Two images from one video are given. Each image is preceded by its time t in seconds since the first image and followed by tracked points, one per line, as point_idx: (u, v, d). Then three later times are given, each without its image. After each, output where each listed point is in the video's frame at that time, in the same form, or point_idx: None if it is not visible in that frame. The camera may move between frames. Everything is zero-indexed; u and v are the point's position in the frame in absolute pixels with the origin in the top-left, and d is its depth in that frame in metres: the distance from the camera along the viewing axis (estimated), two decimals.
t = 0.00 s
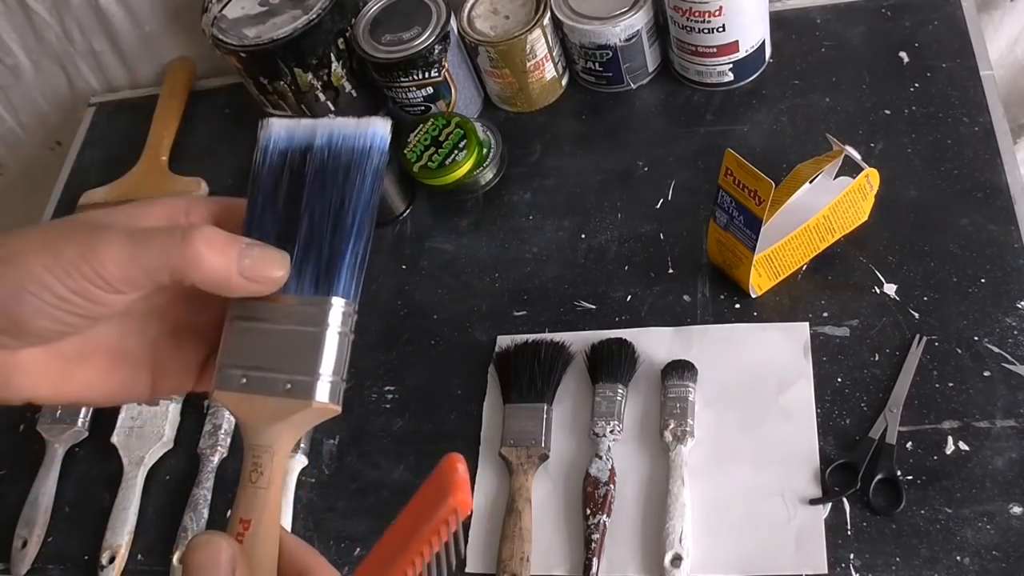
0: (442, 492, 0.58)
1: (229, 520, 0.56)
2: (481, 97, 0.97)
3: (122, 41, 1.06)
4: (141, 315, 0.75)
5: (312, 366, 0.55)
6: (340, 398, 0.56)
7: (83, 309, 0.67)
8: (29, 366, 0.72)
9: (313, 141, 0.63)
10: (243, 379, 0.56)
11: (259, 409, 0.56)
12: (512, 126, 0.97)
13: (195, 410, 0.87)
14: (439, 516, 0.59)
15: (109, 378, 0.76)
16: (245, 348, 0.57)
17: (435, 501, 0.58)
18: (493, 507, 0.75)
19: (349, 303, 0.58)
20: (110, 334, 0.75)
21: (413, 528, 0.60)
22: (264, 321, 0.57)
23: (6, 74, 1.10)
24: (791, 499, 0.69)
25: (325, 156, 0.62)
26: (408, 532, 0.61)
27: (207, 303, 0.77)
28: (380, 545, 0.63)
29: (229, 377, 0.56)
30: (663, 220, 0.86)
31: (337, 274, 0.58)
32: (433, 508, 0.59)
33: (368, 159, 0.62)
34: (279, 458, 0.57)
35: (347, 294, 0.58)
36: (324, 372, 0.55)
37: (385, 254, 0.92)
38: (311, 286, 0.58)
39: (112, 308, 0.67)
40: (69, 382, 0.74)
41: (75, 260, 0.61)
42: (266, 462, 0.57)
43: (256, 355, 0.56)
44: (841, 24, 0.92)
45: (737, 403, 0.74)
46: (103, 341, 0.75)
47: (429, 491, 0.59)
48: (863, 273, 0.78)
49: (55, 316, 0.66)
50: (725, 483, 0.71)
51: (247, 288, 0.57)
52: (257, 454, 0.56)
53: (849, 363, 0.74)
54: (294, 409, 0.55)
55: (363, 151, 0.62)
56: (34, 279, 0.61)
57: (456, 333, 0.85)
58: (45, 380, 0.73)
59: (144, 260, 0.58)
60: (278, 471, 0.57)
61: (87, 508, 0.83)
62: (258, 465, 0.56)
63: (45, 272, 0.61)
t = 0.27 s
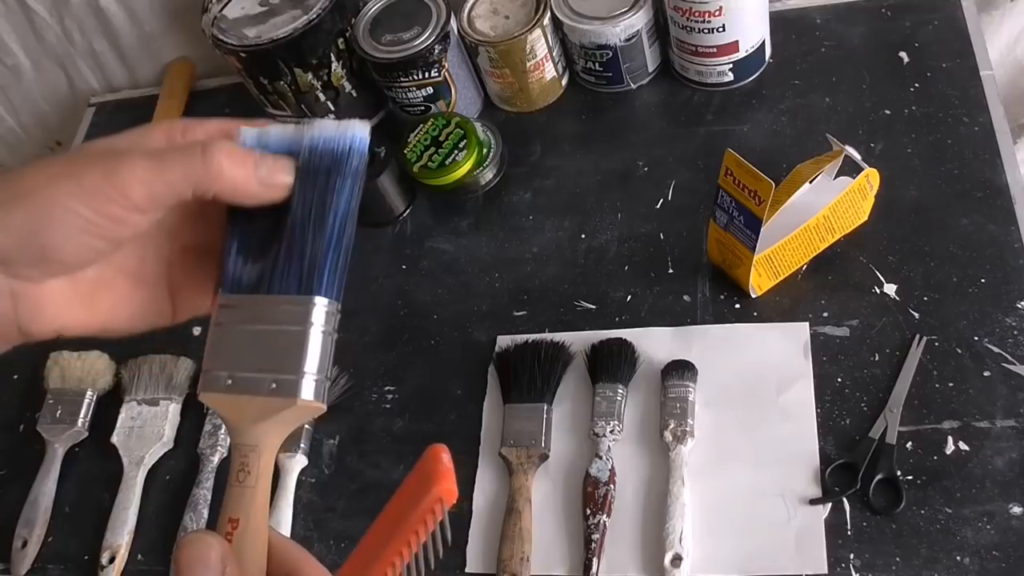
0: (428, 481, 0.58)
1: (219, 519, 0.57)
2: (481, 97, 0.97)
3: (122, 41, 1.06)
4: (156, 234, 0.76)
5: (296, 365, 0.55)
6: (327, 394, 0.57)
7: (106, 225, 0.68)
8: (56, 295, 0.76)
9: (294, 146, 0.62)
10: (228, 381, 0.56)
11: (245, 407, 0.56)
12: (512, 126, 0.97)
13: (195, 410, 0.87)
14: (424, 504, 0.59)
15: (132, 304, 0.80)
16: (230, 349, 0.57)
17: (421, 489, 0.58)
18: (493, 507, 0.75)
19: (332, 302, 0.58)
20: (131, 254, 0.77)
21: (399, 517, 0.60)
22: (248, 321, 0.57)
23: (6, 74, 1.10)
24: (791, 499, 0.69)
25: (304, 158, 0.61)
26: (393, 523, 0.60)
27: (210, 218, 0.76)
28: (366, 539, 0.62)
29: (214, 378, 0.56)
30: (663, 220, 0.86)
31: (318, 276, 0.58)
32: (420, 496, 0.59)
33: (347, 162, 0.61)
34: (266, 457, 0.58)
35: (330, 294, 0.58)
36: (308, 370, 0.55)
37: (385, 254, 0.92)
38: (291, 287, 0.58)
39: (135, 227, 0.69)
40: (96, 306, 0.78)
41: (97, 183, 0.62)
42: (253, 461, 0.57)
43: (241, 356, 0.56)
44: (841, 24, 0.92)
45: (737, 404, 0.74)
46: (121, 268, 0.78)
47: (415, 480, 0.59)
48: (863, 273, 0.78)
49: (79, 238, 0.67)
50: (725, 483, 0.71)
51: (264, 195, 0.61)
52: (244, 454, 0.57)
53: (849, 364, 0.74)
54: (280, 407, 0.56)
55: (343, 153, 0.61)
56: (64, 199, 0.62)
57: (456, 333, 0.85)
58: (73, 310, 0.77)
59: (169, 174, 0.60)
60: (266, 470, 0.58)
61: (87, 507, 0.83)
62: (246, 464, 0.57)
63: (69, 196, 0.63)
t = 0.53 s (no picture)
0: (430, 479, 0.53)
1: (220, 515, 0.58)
2: (481, 97, 0.97)
3: (122, 41, 1.06)
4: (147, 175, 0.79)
5: (297, 361, 0.55)
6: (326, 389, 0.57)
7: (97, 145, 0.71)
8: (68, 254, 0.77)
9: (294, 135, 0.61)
10: (228, 377, 0.56)
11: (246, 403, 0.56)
12: (512, 126, 0.97)
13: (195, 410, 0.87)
14: (425, 504, 0.53)
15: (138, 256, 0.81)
16: (229, 346, 0.57)
17: (422, 489, 0.53)
18: (493, 507, 0.75)
19: (333, 298, 0.58)
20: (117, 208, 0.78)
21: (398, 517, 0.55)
22: (247, 317, 0.57)
23: (6, 74, 1.10)
24: (791, 499, 0.69)
25: (303, 155, 0.60)
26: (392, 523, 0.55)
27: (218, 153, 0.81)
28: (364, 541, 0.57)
29: (213, 374, 0.56)
30: (663, 220, 0.86)
31: (319, 274, 0.57)
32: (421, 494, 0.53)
33: (349, 158, 0.60)
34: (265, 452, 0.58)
35: (331, 291, 0.58)
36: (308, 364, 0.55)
37: (385, 254, 0.92)
38: (293, 284, 0.57)
39: (123, 147, 0.73)
40: (109, 271, 0.80)
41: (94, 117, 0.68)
42: (254, 458, 0.58)
43: (241, 353, 0.57)
44: (841, 24, 0.92)
45: (737, 404, 0.74)
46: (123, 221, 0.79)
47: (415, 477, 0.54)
48: (863, 273, 0.78)
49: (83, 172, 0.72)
50: (725, 483, 0.71)
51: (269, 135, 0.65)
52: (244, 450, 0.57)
53: (849, 364, 0.74)
54: (282, 403, 0.56)
55: (345, 150, 0.60)
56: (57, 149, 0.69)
57: (456, 333, 0.85)
58: (83, 270, 0.78)
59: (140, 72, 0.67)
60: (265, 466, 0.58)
61: (87, 507, 0.83)
62: (247, 460, 0.57)
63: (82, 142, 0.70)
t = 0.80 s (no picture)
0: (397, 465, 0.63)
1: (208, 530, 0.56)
2: (481, 97, 0.97)
3: (122, 41, 1.06)
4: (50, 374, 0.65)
5: (282, 378, 0.57)
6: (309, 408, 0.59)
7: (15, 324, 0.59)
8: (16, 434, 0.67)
9: (280, 181, 0.65)
10: (217, 401, 0.58)
11: (231, 428, 0.58)
12: (512, 126, 0.97)
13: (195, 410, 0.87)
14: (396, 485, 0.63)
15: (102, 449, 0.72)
16: (219, 372, 0.59)
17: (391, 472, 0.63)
18: (493, 507, 0.75)
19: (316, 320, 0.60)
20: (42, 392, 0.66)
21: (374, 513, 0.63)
22: (234, 344, 0.59)
23: (6, 74, 1.10)
24: (791, 499, 0.69)
25: (286, 195, 0.64)
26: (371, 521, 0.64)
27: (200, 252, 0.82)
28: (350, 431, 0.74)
29: (202, 399, 0.58)
30: (663, 220, 0.86)
31: (302, 297, 0.60)
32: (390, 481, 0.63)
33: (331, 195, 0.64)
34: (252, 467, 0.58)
35: (313, 314, 0.60)
36: (292, 380, 0.57)
37: (385, 254, 0.92)
38: (278, 309, 0.60)
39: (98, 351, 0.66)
40: (87, 462, 0.72)
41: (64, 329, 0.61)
42: (242, 474, 0.58)
43: (229, 377, 0.58)
44: (841, 24, 0.92)
45: (736, 404, 0.74)
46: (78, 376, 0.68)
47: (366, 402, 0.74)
48: (863, 273, 0.78)
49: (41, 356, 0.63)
50: (725, 483, 0.71)
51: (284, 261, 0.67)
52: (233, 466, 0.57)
53: (849, 364, 0.74)
54: (268, 420, 0.57)
55: (324, 189, 0.64)
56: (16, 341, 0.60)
57: (456, 333, 0.85)
58: (78, 443, 0.71)
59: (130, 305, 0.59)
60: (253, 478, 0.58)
61: (87, 508, 0.83)
62: (235, 476, 0.57)
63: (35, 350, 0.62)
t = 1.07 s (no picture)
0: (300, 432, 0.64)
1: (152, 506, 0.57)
2: (481, 97, 0.97)
3: (122, 41, 1.06)
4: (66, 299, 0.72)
5: (227, 368, 0.59)
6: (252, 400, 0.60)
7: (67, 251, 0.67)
8: (47, 344, 0.75)
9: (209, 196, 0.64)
10: (165, 387, 0.59)
11: (175, 410, 0.58)
12: (512, 126, 0.97)
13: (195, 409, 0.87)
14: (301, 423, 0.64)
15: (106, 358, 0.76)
16: (169, 358, 0.60)
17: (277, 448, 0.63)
18: (493, 507, 0.75)
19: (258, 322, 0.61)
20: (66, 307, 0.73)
21: (258, 500, 0.60)
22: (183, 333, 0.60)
23: (6, 74, 1.10)
24: (791, 499, 0.69)
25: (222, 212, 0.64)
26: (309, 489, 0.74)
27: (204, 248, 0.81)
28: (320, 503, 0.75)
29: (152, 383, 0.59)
30: (663, 220, 0.86)
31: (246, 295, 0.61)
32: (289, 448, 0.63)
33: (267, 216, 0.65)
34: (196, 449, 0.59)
35: (256, 315, 0.61)
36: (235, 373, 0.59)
37: (385, 254, 0.92)
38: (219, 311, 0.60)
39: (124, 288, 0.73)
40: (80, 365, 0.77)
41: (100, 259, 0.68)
42: (185, 456, 0.59)
43: (179, 364, 0.59)
44: (841, 24, 0.92)
45: (736, 404, 0.74)
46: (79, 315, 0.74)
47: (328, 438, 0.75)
48: (863, 273, 0.78)
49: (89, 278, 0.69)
50: (725, 483, 0.71)
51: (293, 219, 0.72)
52: (178, 448, 0.58)
53: (849, 364, 0.74)
54: (211, 408, 0.58)
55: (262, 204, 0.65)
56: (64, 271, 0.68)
57: (456, 333, 0.85)
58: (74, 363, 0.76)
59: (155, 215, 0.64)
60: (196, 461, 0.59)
61: (86, 507, 0.83)
62: (179, 458, 0.58)
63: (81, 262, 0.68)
